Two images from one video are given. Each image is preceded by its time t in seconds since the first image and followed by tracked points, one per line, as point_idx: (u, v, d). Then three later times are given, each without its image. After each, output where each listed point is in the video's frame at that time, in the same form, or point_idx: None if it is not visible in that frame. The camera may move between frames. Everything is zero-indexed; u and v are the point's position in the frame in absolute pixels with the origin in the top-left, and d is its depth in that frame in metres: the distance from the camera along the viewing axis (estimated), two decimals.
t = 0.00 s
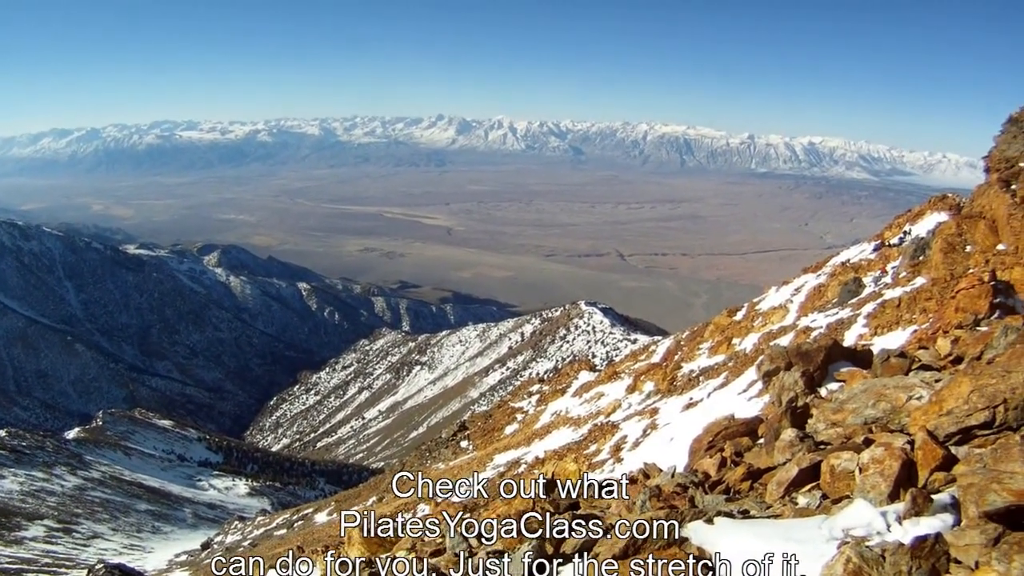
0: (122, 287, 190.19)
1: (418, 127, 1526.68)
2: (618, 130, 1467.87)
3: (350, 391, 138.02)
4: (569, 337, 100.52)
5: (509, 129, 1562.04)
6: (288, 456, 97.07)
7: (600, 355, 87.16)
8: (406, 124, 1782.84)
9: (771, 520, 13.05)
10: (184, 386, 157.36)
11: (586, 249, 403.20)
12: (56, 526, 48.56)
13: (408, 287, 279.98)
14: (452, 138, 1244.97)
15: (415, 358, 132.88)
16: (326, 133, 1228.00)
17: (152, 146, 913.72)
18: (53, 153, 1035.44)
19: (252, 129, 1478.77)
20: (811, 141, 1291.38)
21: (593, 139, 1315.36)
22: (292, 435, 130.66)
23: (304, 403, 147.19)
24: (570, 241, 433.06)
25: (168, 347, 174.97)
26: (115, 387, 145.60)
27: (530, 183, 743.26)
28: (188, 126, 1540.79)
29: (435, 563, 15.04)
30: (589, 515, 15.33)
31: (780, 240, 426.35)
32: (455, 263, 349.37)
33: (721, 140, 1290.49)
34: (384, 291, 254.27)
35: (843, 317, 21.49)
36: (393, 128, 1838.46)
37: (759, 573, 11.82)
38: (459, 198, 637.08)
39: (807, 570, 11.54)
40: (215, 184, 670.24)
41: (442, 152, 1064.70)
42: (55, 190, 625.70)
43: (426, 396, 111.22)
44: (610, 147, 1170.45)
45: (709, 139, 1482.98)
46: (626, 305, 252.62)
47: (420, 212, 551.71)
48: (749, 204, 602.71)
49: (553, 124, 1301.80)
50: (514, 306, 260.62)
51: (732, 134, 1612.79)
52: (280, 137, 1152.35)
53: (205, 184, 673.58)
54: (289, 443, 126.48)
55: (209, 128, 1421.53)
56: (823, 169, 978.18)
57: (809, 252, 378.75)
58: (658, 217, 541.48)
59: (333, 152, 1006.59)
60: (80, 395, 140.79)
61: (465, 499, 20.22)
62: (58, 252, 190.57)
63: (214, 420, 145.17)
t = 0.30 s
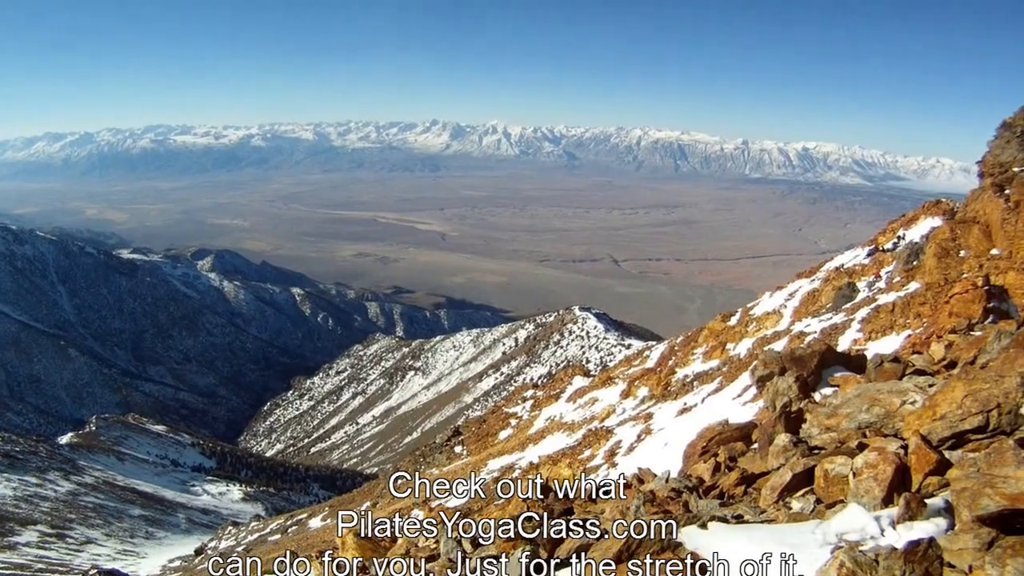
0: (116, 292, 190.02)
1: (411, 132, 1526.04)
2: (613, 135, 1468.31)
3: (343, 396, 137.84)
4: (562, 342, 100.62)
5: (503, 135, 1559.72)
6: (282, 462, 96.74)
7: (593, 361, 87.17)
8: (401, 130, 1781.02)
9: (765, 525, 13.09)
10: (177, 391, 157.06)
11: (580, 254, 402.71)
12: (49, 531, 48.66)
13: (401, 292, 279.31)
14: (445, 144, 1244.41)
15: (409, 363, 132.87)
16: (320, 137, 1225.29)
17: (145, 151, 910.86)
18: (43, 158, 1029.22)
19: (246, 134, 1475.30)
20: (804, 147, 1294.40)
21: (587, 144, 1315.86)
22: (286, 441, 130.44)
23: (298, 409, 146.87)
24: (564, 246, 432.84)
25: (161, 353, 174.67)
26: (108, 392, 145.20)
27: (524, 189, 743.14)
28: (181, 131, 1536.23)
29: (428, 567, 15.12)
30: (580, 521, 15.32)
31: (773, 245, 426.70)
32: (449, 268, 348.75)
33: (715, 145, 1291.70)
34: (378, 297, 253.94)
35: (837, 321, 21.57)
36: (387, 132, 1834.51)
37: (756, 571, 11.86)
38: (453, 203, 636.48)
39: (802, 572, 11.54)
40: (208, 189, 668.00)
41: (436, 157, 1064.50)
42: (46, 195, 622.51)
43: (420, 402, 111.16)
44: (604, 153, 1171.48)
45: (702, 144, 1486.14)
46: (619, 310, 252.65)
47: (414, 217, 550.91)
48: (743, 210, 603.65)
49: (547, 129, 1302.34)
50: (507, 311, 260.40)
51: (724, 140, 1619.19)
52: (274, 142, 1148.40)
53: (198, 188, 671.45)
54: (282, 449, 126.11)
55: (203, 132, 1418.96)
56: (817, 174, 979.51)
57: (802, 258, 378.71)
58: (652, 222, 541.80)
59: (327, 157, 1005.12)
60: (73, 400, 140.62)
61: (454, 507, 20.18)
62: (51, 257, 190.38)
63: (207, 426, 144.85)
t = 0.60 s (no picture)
0: (111, 295, 189.50)
1: (407, 137, 1524.86)
2: (609, 140, 1467.42)
3: (339, 401, 137.77)
4: (558, 347, 100.66)
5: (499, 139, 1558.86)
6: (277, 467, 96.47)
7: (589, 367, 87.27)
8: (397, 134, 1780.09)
9: (761, 529, 13.08)
10: (172, 396, 156.70)
11: (576, 259, 402.34)
12: (43, 536, 48.63)
13: (397, 297, 278.75)
14: (441, 148, 1243.14)
15: (404, 368, 132.84)
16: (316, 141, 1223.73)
17: (141, 155, 907.97)
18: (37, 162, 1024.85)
19: (242, 138, 1473.73)
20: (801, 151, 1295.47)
21: (583, 149, 1316.16)
22: (281, 446, 130.21)
23: (293, 414, 146.73)
24: (560, 251, 432.52)
25: (156, 356, 174.32)
26: (104, 396, 144.91)
27: (520, 194, 742.72)
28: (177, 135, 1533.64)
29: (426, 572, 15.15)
30: (577, 525, 15.38)
31: (769, 250, 426.70)
32: (444, 272, 348.31)
33: (711, 150, 1292.48)
34: (373, 301, 253.61)
35: (833, 326, 21.58)
36: (383, 136, 1833.07)
37: (753, 571, 11.97)
38: (449, 207, 635.58)
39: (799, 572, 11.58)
40: (204, 193, 666.50)
41: (432, 162, 1063.26)
42: (40, 199, 619.68)
43: (416, 407, 111.11)
44: (600, 158, 1170.82)
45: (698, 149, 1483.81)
46: (616, 315, 252.56)
47: (410, 221, 550.18)
48: (738, 215, 603.99)
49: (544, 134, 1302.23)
50: (503, 316, 260.13)
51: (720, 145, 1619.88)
52: (270, 146, 1146.39)
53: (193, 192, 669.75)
54: (278, 453, 125.92)
55: (199, 136, 1416.64)
56: (813, 178, 979.91)
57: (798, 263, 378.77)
58: (647, 227, 541.91)
59: (324, 161, 1003.07)
60: (68, 404, 140.29)
61: (451, 514, 20.12)
62: (47, 260, 190.41)
63: (202, 431, 144.57)
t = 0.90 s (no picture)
0: (107, 298, 189.34)
1: (404, 140, 1523.69)
2: (606, 144, 1467.64)
3: (335, 405, 137.66)
4: (555, 351, 100.56)
5: (496, 143, 1558.77)
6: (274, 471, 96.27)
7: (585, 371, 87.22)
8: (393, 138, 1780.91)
9: (757, 533, 13.10)
10: (168, 400, 156.51)
11: (573, 263, 402.34)
12: (39, 540, 48.60)
13: (393, 301, 278.44)
14: (438, 152, 1243.49)
15: (401, 372, 132.73)
16: (312, 144, 1221.30)
17: (137, 158, 906.04)
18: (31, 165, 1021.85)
19: (238, 142, 1470.30)
20: (797, 156, 1296.58)
21: (579, 153, 1315.98)
22: (277, 450, 130.07)
23: (289, 418, 146.51)
24: (556, 255, 432.50)
25: (152, 360, 174.08)
26: (99, 400, 144.86)
27: (516, 198, 742.51)
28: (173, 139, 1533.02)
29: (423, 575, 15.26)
30: (574, 529, 15.37)
31: (766, 254, 426.72)
32: (440, 276, 348.03)
33: (708, 154, 1293.22)
34: (369, 306, 253.34)
35: (829, 330, 21.62)
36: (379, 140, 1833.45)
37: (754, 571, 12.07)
38: (445, 212, 635.44)
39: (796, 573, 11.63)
40: (200, 196, 665.62)
41: (429, 166, 1062.40)
42: (35, 202, 618.43)
43: (412, 412, 111.03)
44: (597, 162, 1170.63)
45: (695, 154, 1483.52)
46: (612, 319, 252.30)
47: (407, 225, 549.75)
48: (735, 219, 604.40)
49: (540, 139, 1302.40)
50: (499, 320, 259.90)
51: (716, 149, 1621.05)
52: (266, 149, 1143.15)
53: (189, 195, 669.01)
54: (274, 458, 125.69)
55: (195, 139, 1415.64)
56: (809, 183, 981.13)
57: (794, 267, 378.84)
58: (644, 232, 541.99)
59: (320, 165, 1002.43)
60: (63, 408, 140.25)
61: (449, 518, 20.15)
62: (42, 263, 190.54)
63: (198, 435, 144.44)
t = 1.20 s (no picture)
0: (103, 301, 189.02)
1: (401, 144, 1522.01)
2: (603, 147, 1467.74)
3: (331, 409, 137.52)
4: (551, 355, 100.55)
5: (493, 147, 1559.39)
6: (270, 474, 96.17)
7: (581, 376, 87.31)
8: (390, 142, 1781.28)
9: (753, 537, 13.07)
10: (164, 403, 156.26)
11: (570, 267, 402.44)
12: (35, 543, 48.57)
13: (390, 305, 278.19)
14: (435, 156, 1243.83)
15: (397, 376, 132.68)
16: (309, 147, 1219.37)
17: (133, 161, 904.19)
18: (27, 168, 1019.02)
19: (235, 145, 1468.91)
20: (794, 159, 1297.65)
21: (576, 156, 1315.80)
22: (274, 454, 129.96)
23: (285, 422, 146.35)
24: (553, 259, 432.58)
25: (148, 363, 173.83)
26: (95, 403, 144.69)
27: (514, 201, 742.56)
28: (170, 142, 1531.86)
29: None
30: (572, 533, 15.32)
31: (762, 257, 426.78)
32: (437, 280, 347.84)
33: (704, 158, 1294.35)
34: (366, 309, 253.11)
35: (826, 333, 21.66)
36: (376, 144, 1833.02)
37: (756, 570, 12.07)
38: (442, 215, 635.37)
39: None
40: (197, 199, 665.07)
41: (425, 170, 1061.23)
42: (31, 205, 617.12)
43: (408, 415, 111.04)
44: (594, 165, 1170.63)
45: (692, 157, 1483.57)
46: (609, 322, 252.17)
47: (403, 229, 549.62)
48: (731, 222, 604.90)
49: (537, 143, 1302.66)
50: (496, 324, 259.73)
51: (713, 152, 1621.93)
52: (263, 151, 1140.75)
53: (186, 197, 668.43)
54: (270, 462, 125.58)
55: (192, 142, 1414.72)
56: (806, 187, 981.97)
57: (791, 271, 378.95)
58: (641, 235, 542.20)
59: (317, 168, 1001.62)
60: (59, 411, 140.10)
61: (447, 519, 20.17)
62: (39, 266, 190.29)
63: (194, 438, 144.22)
